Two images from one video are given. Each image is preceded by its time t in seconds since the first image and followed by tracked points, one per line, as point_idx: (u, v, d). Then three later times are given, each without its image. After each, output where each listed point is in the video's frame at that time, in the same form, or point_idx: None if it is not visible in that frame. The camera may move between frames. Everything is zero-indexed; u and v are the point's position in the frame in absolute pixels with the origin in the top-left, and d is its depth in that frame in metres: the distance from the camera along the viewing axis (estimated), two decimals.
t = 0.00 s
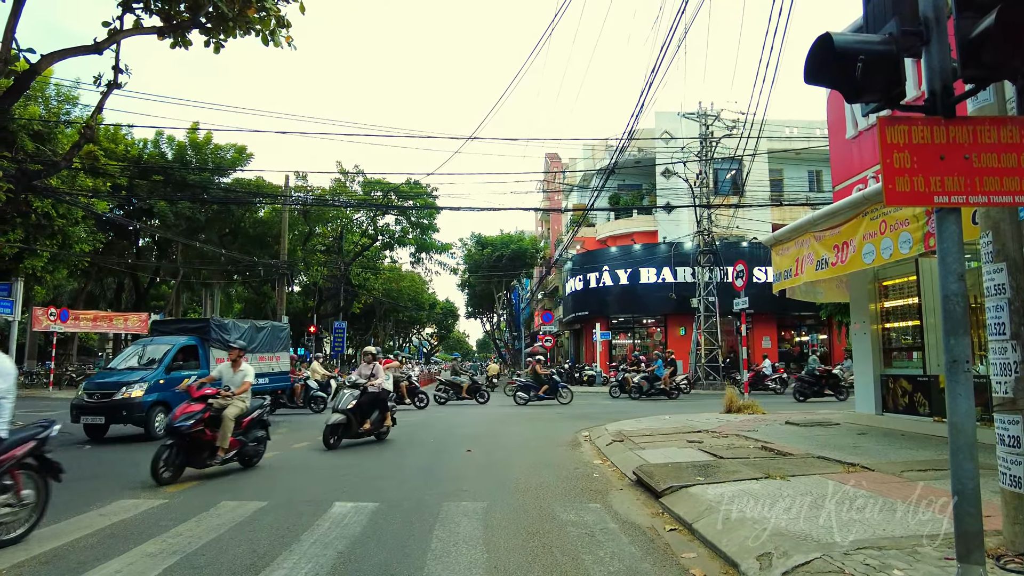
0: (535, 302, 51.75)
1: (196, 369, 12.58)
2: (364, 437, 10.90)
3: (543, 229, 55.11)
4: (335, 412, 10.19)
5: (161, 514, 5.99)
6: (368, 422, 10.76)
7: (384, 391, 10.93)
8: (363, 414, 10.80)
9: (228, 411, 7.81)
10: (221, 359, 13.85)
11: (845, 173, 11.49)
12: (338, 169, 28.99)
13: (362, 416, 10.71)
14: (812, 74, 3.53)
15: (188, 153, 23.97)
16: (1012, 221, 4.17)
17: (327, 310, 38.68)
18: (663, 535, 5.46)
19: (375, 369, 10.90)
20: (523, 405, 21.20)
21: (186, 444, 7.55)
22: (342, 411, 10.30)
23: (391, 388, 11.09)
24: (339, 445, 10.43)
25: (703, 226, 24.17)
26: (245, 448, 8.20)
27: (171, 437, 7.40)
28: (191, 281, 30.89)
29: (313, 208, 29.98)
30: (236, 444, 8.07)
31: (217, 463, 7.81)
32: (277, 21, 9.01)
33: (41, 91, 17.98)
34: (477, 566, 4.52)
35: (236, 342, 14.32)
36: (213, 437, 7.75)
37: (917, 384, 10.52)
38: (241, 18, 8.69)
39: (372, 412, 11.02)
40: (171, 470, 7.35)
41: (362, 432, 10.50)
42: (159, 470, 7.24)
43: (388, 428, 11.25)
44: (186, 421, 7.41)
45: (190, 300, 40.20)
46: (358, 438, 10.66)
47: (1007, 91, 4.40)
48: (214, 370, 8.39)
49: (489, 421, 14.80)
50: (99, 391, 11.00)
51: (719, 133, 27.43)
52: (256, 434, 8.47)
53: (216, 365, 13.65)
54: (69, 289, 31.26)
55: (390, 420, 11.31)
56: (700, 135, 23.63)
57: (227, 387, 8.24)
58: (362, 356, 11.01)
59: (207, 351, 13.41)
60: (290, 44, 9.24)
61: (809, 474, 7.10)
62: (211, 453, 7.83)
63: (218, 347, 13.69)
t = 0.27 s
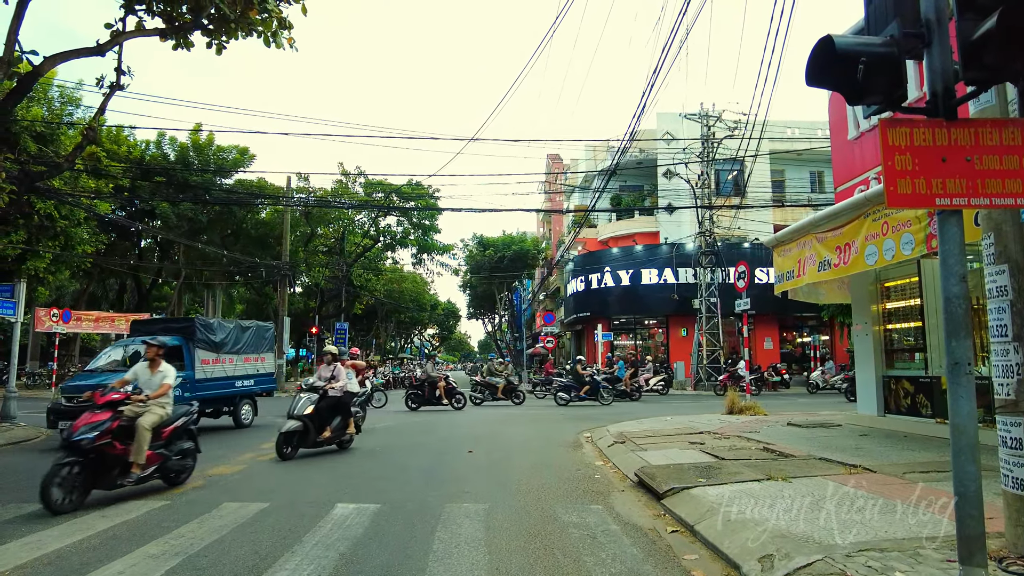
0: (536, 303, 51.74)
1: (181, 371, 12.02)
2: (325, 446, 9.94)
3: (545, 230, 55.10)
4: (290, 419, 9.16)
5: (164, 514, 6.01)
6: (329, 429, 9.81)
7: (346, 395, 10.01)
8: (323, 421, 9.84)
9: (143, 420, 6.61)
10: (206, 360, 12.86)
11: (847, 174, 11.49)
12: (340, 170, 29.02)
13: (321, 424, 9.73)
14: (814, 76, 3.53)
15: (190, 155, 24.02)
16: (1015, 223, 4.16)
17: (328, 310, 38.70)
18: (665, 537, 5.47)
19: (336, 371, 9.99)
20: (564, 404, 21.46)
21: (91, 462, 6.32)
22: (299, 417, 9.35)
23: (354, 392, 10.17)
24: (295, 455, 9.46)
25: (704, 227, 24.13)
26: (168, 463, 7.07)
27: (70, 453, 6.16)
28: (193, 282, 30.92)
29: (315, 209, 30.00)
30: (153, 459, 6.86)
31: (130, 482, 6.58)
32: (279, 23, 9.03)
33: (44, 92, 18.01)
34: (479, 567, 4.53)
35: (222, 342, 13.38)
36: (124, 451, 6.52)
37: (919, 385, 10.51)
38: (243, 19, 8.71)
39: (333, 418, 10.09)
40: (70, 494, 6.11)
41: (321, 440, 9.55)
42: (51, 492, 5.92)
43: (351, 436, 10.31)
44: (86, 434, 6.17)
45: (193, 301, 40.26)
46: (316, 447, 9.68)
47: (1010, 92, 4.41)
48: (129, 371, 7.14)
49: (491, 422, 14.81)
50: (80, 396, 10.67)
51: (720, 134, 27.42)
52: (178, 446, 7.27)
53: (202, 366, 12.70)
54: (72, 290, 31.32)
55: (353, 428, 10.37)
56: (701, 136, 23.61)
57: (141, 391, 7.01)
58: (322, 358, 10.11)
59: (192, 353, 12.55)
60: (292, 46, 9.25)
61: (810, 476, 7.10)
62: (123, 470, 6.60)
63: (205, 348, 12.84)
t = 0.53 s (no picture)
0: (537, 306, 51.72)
1: (164, 375, 11.57)
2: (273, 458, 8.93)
3: (546, 233, 55.07)
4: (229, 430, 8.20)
5: (165, 518, 6.02)
6: (276, 439, 8.79)
7: (297, 401, 9.02)
8: (270, 430, 8.85)
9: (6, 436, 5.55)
10: (190, 363, 12.38)
11: (847, 178, 11.51)
12: (341, 174, 29.05)
13: (269, 435, 8.76)
14: (812, 81, 3.54)
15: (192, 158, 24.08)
16: (1013, 227, 4.17)
17: (329, 314, 38.69)
18: (665, 540, 5.47)
19: (285, 374, 8.94)
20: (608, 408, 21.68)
21: None
22: (241, 426, 8.34)
23: (307, 398, 9.18)
24: (237, 469, 8.43)
25: (705, 230, 24.12)
26: (51, 490, 5.87)
27: None
28: (194, 285, 30.94)
29: (316, 212, 30.01)
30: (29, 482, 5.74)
31: None
32: (280, 27, 9.06)
33: (47, 96, 18.06)
34: (479, 571, 4.52)
35: (206, 344, 12.77)
36: None
37: (919, 388, 10.51)
38: (244, 24, 8.74)
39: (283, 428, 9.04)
40: None
41: (266, 452, 8.54)
42: None
43: (303, 447, 9.31)
44: None
45: (194, 304, 40.31)
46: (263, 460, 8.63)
47: (1008, 97, 4.41)
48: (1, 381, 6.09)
49: (492, 426, 14.81)
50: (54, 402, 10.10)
51: (721, 138, 27.44)
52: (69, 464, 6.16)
53: (186, 370, 12.22)
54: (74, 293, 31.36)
55: (305, 438, 9.37)
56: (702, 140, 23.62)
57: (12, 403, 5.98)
58: (270, 360, 9.10)
59: (177, 356, 12.06)
60: (294, 50, 9.28)
61: (811, 479, 7.10)
62: None
63: (190, 352, 12.36)
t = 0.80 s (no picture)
0: (538, 308, 51.72)
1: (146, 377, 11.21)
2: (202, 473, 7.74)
3: (546, 235, 55.06)
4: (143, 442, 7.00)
5: (164, 519, 6.03)
6: (205, 451, 7.60)
7: (231, 407, 7.80)
8: (200, 440, 7.65)
9: None
10: (172, 366, 12.13)
11: (847, 179, 11.51)
12: (342, 175, 29.07)
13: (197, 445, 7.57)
14: (809, 81, 3.54)
15: (193, 160, 24.10)
16: (1011, 228, 4.17)
17: (329, 315, 38.68)
18: (663, 541, 5.47)
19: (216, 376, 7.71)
20: (649, 409, 21.51)
21: None
22: (160, 438, 7.15)
23: (243, 404, 7.97)
24: (155, 487, 7.26)
25: (705, 231, 24.12)
26: None
27: None
28: (194, 286, 30.95)
29: (317, 214, 30.03)
30: None
31: None
32: (280, 29, 9.08)
33: (47, 97, 18.08)
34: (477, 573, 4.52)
35: (189, 345, 12.56)
36: None
37: (919, 390, 10.51)
38: (244, 25, 8.75)
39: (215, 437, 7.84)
40: None
41: (191, 467, 7.34)
42: None
43: (240, 460, 8.13)
44: None
45: (194, 306, 40.35)
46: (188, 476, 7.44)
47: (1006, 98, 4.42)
48: None
49: (491, 427, 14.81)
50: (26, 404, 9.53)
51: (721, 139, 27.48)
52: None
53: (168, 372, 11.93)
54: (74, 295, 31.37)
55: (242, 449, 8.19)
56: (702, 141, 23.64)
57: None
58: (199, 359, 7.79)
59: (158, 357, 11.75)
60: (294, 52, 9.29)
61: (810, 481, 7.09)
62: None
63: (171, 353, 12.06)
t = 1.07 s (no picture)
0: (536, 308, 51.73)
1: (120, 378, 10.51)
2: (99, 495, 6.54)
3: (545, 234, 55.07)
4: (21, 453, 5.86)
5: (163, 518, 6.03)
6: (102, 467, 6.45)
7: (138, 414, 6.72)
8: (100, 454, 6.51)
9: None
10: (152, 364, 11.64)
11: (845, 179, 11.52)
12: (340, 175, 29.07)
13: (95, 459, 6.44)
14: (807, 82, 3.55)
15: (192, 160, 24.10)
16: (1008, 228, 4.19)
17: (328, 315, 38.64)
18: (661, 541, 5.48)
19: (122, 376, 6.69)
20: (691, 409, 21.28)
21: None
22: (40, 452, 5.90)
23: (154, 410, 6.92)
24: (31, 514, 5.95)
25: (704, 231, 24.13)
26: None
27: None
28: (193, 286, 30.91)
29: (315, 213, 30.01)
30: None
31: None
32: (278, 29, 9.07)
33: (45, 97, 18.07)
34: (476, 572, 4.53)
35: (169, 343, 12.26)
36: None
37: (916, 389, 10.54)
38: (243, 25, 8.74)
39: (119, 451, 6.70)
40: None
41: (81, 487, 6.16)
42: None
43: (149, 478, 6.93)
44: None
45: (193, 306, 40.32)
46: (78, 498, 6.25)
47: (1003, 99, 4.44)
48: None
49: (490, 427, 14.81)
50: None
51: (720, 139, 27.52)
52: None
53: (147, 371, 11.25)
54: (73, 295, 31.34)
55: (152, 466, 7.00)
56: (701, 141, 23.65)
57: None
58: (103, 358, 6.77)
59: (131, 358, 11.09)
60: (292, 51, 9.29)
61: (808, 480, 7.11)
62: None
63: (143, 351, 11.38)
